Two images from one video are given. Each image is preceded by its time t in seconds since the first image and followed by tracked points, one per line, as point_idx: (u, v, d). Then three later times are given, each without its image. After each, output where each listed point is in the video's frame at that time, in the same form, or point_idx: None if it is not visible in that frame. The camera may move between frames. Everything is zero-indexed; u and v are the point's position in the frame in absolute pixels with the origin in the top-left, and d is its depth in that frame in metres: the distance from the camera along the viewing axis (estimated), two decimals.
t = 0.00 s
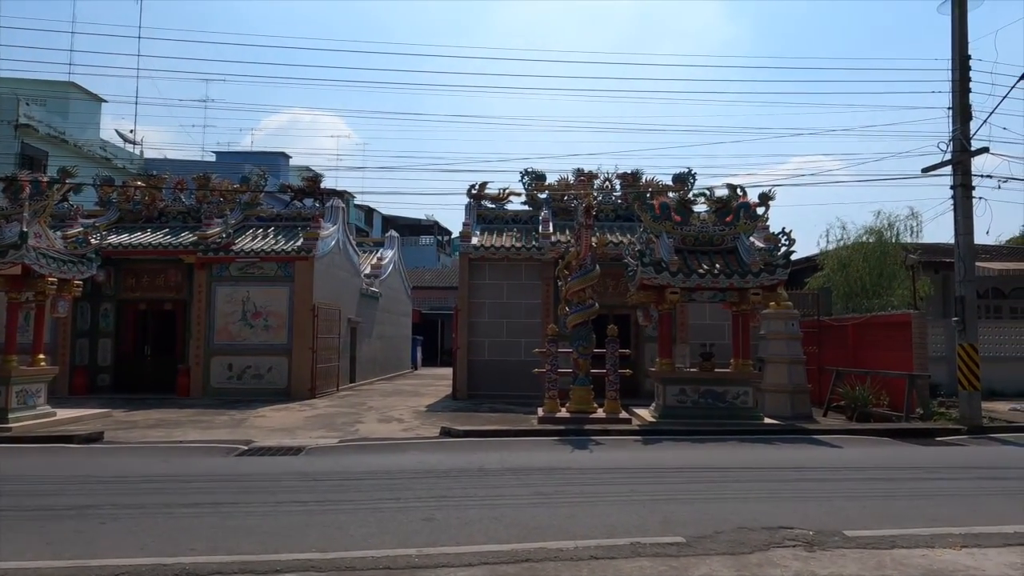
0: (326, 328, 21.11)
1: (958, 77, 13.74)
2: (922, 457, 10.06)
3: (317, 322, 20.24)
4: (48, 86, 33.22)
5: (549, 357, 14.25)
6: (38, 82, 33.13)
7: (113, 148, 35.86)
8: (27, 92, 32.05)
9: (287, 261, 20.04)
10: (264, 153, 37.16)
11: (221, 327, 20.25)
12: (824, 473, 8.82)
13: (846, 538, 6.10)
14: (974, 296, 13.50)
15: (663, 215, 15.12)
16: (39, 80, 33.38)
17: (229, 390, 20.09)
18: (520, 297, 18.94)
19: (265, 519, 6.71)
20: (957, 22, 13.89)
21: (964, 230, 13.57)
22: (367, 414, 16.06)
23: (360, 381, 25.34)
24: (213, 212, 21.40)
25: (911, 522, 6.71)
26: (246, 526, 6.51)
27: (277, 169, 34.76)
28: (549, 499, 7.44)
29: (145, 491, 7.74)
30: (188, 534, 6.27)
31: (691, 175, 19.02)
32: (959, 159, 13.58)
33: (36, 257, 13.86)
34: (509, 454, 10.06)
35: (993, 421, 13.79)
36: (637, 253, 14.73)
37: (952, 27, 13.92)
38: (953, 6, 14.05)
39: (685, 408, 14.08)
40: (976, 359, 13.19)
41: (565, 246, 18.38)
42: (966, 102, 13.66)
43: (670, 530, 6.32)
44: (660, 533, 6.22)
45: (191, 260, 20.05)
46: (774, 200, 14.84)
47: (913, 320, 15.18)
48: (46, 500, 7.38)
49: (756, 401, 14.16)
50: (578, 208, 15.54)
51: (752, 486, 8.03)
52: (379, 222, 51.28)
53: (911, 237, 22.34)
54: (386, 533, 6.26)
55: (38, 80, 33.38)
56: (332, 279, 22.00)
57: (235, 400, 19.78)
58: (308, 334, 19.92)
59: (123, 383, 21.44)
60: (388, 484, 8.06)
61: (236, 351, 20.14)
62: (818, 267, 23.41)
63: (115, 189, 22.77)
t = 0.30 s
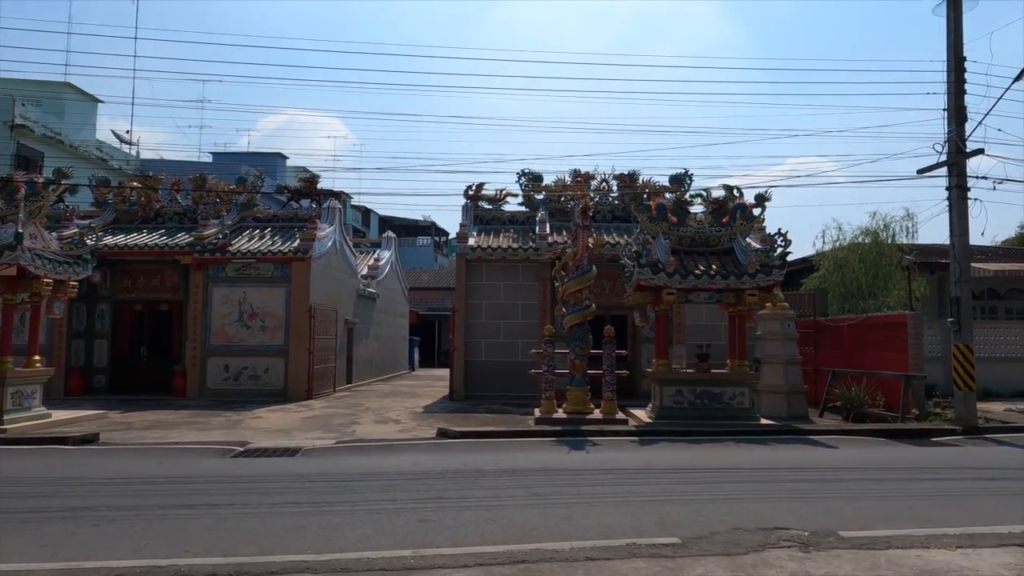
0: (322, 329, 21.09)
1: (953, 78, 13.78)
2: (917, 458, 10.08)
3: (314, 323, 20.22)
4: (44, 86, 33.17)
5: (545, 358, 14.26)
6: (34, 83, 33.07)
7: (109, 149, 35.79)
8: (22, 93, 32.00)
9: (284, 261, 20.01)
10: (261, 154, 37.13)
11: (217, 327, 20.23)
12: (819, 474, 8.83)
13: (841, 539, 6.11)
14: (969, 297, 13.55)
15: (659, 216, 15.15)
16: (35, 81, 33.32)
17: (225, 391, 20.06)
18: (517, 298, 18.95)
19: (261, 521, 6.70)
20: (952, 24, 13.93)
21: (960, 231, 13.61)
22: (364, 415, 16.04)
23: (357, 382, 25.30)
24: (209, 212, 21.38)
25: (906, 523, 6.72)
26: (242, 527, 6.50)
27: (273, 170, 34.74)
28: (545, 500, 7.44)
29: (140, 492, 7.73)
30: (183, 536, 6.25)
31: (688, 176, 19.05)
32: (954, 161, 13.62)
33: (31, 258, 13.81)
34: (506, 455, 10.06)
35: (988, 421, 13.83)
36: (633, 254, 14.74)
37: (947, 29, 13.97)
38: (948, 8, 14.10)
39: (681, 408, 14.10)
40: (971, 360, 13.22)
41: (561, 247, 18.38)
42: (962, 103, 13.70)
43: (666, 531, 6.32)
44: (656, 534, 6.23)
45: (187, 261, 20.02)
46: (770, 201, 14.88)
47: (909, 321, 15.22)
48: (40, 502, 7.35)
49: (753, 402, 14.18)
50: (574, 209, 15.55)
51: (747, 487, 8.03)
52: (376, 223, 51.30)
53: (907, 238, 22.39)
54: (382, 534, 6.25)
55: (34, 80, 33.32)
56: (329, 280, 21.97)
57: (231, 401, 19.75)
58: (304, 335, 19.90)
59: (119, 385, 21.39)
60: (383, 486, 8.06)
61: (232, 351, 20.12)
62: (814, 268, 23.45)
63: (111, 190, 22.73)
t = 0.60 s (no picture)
0: (322, 330, 21.09)
1: (953, 79, 13.79)
2: (917, 458, 10.08)
3: (314, 324, 20.23)
4: (45, 88, 33.23)
5: (545, 358, 14.26)
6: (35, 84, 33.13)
7: (109, 150, 35.84)
8: (22, 94, 32.07)
9: (284, 262, 20.03)
10: (261, 155, 37.16)
11: (217, 329, 20.23)
12: (819, 474, 8.83)
13: (840, 539, 6.12)
14: (969, 297, 13.54)
15: (659, 217, 15.16)
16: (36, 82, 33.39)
17: (225, 392, 20.07)
18: (517, 299, 18.95)
19: (261, 522, 6.70)
20: (951, 24, 13.95)
21: (960, 231, 13.60)
22: (364, 416, 16.04)
23: (357, 383, 25.30)
24: (209, 213, 21.40)
25: (906, 523, 6.71)
26: (242, 528, 6.51)
27: (273, 171, 34.76)
28: (544, 501, 7.44)
29: (140, 493, 7.72)
30: (183, 537, 6.25)
31: (688, 177, 19.05)
32: (954, 161, 13.62)
33: (31, 259, 13.81)
34: (506, 456, 10.06)
35: (988, 421, 13.82)
36: (633, 255, 14.74)
37: (946, 30, 13.98)
38: (947, 8, 14.12)
39: (681, 409, 14.11)
40: (971, 360, 13.21)
41: (561, 247, 18.38)
42: (961, 103, 13.70)
43: (667, 531, 6.33)
44: (656, 534, 6.23)
45: (187, 262, 20.03)
46: (769, 202, 14.89)
47: (908, 321, 15.22)
48: (40, 503, 7.36)
49: (753, 403, 14.18)
50: (574, 210, 15.55)
51: (747, 487, 8.04)
52: (376, 224, 51.34)
53: (907, 238, 22.40)
54: (383, 535, 6.26)
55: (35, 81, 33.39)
56: (329, 281, 21.98)
57: (232, 402, 19.76)
58: (304, 336, 19.91)
59: (119, 386, 21.38)
60: (384, 487, 8.06)
61: (232, 352, 20.12)
62: (814, 268, 23.44)
63: (111, 192, 22.74)
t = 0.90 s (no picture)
0: (322, 327, 21.08)
1: (953, 75, 13.76)
2: (918, 455, 10.07)
3: (314, 322, 20.23)
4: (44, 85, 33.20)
5: (545, 356, 14.26)
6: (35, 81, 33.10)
7: (109, 148, 35.82)
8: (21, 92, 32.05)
9: (283, 260, 20.03)
10: (260, 153, 37.12)
11: (217, 327, 20.23)
12: (819, 471, 8.83)
13: (840, 536, 6.12)
14: (969, 294, 13.52)
15: (659, 214, 15.14)
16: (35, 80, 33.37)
17: (225, 390, 20.07)
18: (517, 296, 18.95)
19: (261, 519, 6.70)
20: (952, 21, 13.91)
21: (960, 228, 13.58)
22: (364, 414, 16.02)
23: (357, 381, 25.30)
24: (209, 211, 21.39)
25: (906, 521, 6.71)
26: (242, 526, 6.51)
27: (273, 169, 34.72)
28: (544, 498, 7.44)
29: (140, 491, 7.72)
30: (183, 535, 6.25)
31: (688, 174, 19.02)
32: (954, 158, 13.60)
33: (30, 257, 13.81)
34: (506, 454, 10.05)
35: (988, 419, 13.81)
36: (633, 252, 14.73)
37: (947, 26, 13.94)
38: (948, 5, 14.08)
39: (681, 406, 14.11)
40: (971, 357, 13.20)
41: (561, 245, 18.37)
42: (961, 101, 13.68)
43: (666, 529, 6.32)
44: (655, 531, 6.23)
45: (186, 260, 20.02)
46: (769, 199, 14.87)
47: (908, 318, 15.21)
48: (40, 501, 7.35)
49: (753, 400, 14.18)
50: (574, 207, 15.53)
51: (747, 485, 8.03)
52: (376, 222, 51.33)
53: (907, 235, 22.39)
54: (382, 532, 6.25)
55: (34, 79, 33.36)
56: (329, 279, 21.97)
57: (232, 400, 19.75)
58: (304, 334, 19.91)
59: (119, 384, 21.38)
60: (384, 484, 8.06)
61: (232, 351, 20.12)
62: (814, 265, 23.41)
63: (110, 190, 22.77)
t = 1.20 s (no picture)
0: (317, 328, 21.03)
1: (947, 77, 13.81)
2: (911, 455, 10.10)
3: (309, 322, 20.19)
4: (37, 84, 33.05)
5: (540, 356, 14.26)
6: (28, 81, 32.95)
7: (103, 147, 35.68)
8: (14, 91, 31.92)
9: (278, 261, 19.99)
10: (255, 153, 37.02)
11: (211, 328, 20.17)
12: (811, 472, 8.85)
13: (833, 536, 6.13)
14: (962, 295, 13.55)
15: (654, 215, 15.15)
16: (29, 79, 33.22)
17: (220, 391, 20.01)
18: (512, 297, 18.94)
19: (254, 520, 6.68)
20: (945, 23, 13.97)
21: (953, 229, 13.61)
22: (359, 414, 15.99)
23: (352, 382, 25.27)
24: (204, 212, 21.35)
25: (898, 521, 6.73)
26: (235, 527, 6.49)
27: (268, 169, 34.64)
28: (539, 499, 7.44)
29: (133, 492, 7.69)
30: (175, 536, 6.23)
31: (683, 175, 19.04)
32: (947, 159, 13.64)
33: (23, 257, 13.76)
34: (500, 454, 10.05)
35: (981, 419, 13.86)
36: (627, 252, 14.75)
37: (940, 28, 14.00)
38: (941, 7, 14.13)
39: (676, 407, 14.13)
40: (964, 358, 13.24)
41: (556, 245, 18.37)
42: (955, 102, 13.73)
43: (660, 529, 6.33)
44: (649, 532, 6.23)
45: (181, 260, 19.97)
46: (764, 200, 14.89)
47: (902, 319, 15.26)
48: (31, 503, 7.31)
49: (747, 400, 14.21)
50: (569, 208, 15.53)
51: (740, 485, 8.05)
52: (372, 222, 51.31)
53: (901, 235, 22.47)
54: (376, 534, 6.24)
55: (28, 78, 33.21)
56: (324, 279, 21.92)
57: (226, 401, 19.69)
58: (299, 335, 19.87)
59: (113, 385, 21.28)
60: (378, 485, 8.04)
61: (227, 351, 20.07)
62: (809, 266, 23.47)
63: (104, 189, 22.69)
